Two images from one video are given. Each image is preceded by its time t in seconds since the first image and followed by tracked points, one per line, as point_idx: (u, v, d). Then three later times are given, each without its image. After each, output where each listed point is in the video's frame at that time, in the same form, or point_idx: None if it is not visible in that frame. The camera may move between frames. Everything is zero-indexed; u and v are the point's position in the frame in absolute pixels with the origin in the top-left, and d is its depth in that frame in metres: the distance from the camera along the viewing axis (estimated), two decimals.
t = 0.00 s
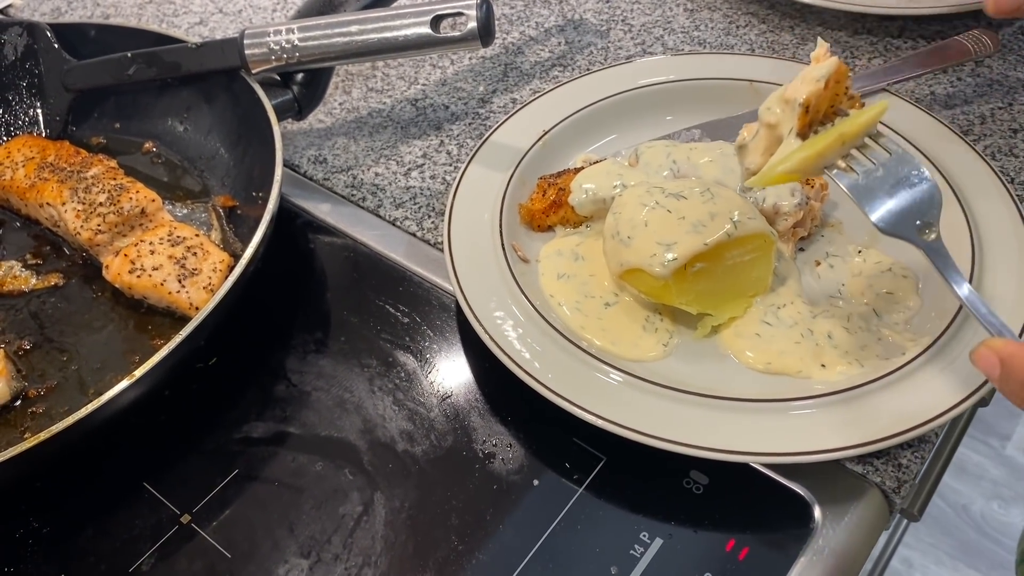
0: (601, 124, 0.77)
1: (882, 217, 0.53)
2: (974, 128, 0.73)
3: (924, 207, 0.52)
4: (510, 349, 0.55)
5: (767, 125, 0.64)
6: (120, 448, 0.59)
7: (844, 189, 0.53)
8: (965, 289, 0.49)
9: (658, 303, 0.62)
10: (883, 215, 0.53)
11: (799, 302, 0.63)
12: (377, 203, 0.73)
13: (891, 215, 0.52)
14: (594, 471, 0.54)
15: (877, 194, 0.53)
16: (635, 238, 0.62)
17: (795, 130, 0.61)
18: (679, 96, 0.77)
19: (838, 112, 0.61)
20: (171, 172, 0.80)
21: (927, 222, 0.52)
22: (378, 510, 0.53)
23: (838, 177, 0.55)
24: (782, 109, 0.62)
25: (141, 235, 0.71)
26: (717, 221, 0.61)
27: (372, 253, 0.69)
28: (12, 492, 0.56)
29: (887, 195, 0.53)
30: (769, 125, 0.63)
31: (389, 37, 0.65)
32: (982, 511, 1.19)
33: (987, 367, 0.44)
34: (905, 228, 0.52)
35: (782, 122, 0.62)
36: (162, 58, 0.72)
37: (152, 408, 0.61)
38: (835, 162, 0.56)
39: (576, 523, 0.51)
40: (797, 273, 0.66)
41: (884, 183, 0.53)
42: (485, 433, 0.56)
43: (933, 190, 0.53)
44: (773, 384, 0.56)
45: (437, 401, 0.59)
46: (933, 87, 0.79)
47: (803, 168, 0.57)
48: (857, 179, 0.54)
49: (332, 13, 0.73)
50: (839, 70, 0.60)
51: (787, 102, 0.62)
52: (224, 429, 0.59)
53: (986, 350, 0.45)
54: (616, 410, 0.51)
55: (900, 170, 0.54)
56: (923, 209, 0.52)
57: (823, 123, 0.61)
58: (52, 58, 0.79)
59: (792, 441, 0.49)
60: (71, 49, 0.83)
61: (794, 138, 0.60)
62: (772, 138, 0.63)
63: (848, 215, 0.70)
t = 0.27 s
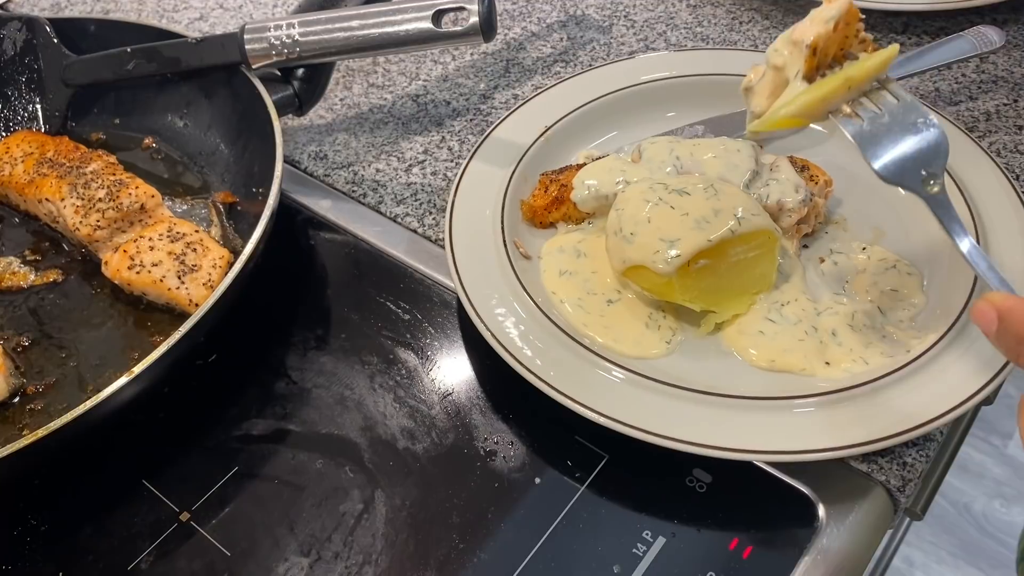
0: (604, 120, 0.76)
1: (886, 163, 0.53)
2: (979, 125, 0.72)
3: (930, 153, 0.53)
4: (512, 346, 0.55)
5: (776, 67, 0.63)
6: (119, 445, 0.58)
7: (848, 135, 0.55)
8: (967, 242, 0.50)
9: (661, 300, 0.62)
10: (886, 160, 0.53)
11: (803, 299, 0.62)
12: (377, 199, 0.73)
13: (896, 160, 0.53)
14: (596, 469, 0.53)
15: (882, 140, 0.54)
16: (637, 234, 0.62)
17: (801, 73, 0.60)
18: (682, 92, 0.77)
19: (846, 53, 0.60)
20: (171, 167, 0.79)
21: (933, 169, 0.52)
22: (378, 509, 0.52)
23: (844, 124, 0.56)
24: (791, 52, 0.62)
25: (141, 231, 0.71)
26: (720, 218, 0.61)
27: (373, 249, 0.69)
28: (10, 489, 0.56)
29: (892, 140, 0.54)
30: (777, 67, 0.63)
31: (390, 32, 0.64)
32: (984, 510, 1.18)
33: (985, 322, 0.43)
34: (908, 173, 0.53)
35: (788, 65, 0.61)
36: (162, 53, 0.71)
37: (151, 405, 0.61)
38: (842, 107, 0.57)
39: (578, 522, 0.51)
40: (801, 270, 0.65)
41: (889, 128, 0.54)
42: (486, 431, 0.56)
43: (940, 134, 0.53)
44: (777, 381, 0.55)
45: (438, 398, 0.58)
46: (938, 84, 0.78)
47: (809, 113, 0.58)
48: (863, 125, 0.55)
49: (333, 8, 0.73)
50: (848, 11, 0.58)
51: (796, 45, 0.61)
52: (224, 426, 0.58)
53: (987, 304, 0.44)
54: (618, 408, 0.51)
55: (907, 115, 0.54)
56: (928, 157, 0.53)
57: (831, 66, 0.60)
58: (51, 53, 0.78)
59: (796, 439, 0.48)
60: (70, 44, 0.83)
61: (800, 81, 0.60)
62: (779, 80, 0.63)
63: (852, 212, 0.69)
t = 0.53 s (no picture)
0: (603, 119, 0.76)
1: (907, 114, 0.49)
2: (980, 124, 0.72)
3: (949, 107, 0.49)
4: (510, 346, 0.54)
5: (798, 16, 0.59)
6: (115, 445, 0.58)
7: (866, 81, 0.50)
8: (977, 192, 0.50)
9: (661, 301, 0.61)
10: (908, 109, 0.49)
11: (804, 299, 0.62)
12: (376, 198, 0.73)
13: (915, 110, 0.49)
14: (595, 470, 0.53)
15: (902, 90, 0.50)
16: (637, 234, 0.61)
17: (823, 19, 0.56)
18: (682, 91, 0.76)
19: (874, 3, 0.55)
20: (168, 166, 0.79)
21: (950, 123, 0.49)
22: (376, 510, 0.52)
23: (863, 71, 0.51)
24: None
25: (138, 230, 0.71)
26: (721, 217, 0.61)
27: (371, 249, 0.69)
28: (7, 489, 0.56)
29: (914, 91, 0.50)
30: (799, 15, 0.59)
31: (389, 31, 0.64)
32: (985, 509, 1.17)
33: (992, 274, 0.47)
34: (928, 125, 0.49)
35: (811, 13, 0.57)
36: (159, 51, 0.71)
37: (148, 405, 0.60)
38: (862, 55, 0.52)
39: (576, 523, 0.50)
40: (802, 270, 0.65)
41: (911, 78, 0.50)
42: (485, 432, 0.56)
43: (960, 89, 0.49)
44: (777, 382, 0.55)
45: (436, 399, 0.58)
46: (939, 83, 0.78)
47: (829, 58, 0.53)
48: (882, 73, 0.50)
49: (332, 7, 0.72)
50: None
51: None
52: (221, 427, 0.58)
53: (993, 258, 0.47)
54: (617, 408, 0.51)
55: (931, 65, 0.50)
56: (946, 110, 0.49)
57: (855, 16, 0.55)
58: (49, 52, 0.78)
59: (796, 440, 0.48)
60: (68, 43, 0.82)
61: (820, 27, 0.55)
62: (800, 30, 0.59)
63: (853, 212, 0.69)
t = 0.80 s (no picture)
0: (600, 119, 0.76)
1: (911, 95, 0.49)
2: (978, 124, 0.72)
3: (954, 89, 0.48)
4: (506, 347, 0.54)
5: None
6: (110, 446, 0.58)
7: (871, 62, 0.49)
8: (984, 175, 0.50)
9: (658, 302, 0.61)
10: (913, 91, 0.49)
11: (800, 300, 0.62)
12: (373, 199, 0.73)
13: (920, 91, 0.49)
14: (590, 471, 0.53)
15: (907, 72, 0.49)
16: (633, 235, 0.61)
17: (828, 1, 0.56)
18: (679, 92, 0.76)
19: None
20: (165, 166, 0.79)
21: (955, 108, 0.49)
22: (371, 511, 0.52)
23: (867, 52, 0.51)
24: None
25: (134, 230, 0.71)
26: (717, 218, 0.61)
27: (367, 249, 0.69)
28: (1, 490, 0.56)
29: (919, 72, 0.49)
30: None
31: (385, 31, 0.64)
32: (984, 510, 1.17)
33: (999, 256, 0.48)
34: (933, 108, 0.49)
35: None
36: (155, 51, 0.71)
37: (143, 406, 0.60)
38: (866, 37, 0.52)
39: (571, 524, 0.50)
40: (798, 271, 0.64)
41: (916, 59, 0.49)
42: (480, 433, 0.56)
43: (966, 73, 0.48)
44: (772, 384, 0.55)
45: (432, 399, 0.58)
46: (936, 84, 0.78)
47: (833, 41, 0.54)
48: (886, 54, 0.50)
49: (328, 7, 0.72)
50: None
51: None
52: (216, 427, 0.58)
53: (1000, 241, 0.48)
54: (612, 409, 0.51)
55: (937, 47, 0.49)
56: (951, 92, 0.49)
57: None
58: (45, 52, 0.78)
59: (791, 441, 0.48)
60: (65, 42, 0.82)
61: (825, 10, 0.56)
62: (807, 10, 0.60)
63: (850, 213, 0.69)
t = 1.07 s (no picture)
0: (600, 122, 0.76)
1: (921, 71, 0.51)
2: (976, 127, 0.72)
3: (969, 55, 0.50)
4: (506, 349, 0.55)
5: None
6: (114, 447, 0.59)
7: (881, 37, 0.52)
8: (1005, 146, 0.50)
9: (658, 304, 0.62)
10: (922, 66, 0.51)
11: (799, 302, 0.62)
12: (374, 201, 0.73)
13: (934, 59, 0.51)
14: (590, 472, 0.53)
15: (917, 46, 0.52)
16: (633, 237, 0.62)
17: None
18: (679, 94, 0.77)
19: None
20: (168, 169, 0.79)
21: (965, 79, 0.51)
22: (373, 512, 0.52)
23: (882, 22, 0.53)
24: None
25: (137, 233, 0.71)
26: (716, 221, 0.61)
27: (369, 251, 0.69)
28: (6, 491, 0.56)
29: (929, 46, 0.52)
30: None
31: (386, 34, 0.64)
32: (984, 510, 1.17)
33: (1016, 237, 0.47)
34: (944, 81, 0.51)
35: None
36: (158, 54, 0.71)
37: (146, 407, 0.61)
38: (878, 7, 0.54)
39: (571, 525, 0.51)
40: (798, 274, 0.65)
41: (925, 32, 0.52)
42: (481, 434, 0.56)
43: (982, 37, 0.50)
44: (769, 386, 0.55)
45: (433, 401, 0.58)
46: (935, 87, 0.78)
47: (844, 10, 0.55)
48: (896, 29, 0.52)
49: (330, 10, 0.73)
50: None
51: None
52: (219, 428, 0.59)
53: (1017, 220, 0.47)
54: (612, 411, 0.51)
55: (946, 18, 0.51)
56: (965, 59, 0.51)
57: None
58: (48, 55, 0.78)
59: (789, 443, 0.48)
60: (68, 46, 0.83)
61: None
62: None
63: (848, 215, 0.69)
